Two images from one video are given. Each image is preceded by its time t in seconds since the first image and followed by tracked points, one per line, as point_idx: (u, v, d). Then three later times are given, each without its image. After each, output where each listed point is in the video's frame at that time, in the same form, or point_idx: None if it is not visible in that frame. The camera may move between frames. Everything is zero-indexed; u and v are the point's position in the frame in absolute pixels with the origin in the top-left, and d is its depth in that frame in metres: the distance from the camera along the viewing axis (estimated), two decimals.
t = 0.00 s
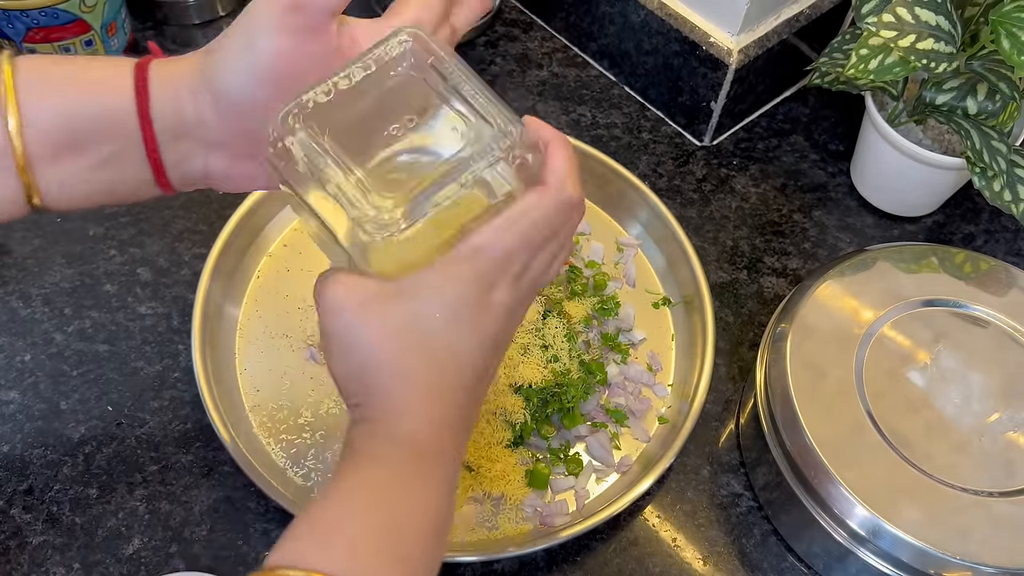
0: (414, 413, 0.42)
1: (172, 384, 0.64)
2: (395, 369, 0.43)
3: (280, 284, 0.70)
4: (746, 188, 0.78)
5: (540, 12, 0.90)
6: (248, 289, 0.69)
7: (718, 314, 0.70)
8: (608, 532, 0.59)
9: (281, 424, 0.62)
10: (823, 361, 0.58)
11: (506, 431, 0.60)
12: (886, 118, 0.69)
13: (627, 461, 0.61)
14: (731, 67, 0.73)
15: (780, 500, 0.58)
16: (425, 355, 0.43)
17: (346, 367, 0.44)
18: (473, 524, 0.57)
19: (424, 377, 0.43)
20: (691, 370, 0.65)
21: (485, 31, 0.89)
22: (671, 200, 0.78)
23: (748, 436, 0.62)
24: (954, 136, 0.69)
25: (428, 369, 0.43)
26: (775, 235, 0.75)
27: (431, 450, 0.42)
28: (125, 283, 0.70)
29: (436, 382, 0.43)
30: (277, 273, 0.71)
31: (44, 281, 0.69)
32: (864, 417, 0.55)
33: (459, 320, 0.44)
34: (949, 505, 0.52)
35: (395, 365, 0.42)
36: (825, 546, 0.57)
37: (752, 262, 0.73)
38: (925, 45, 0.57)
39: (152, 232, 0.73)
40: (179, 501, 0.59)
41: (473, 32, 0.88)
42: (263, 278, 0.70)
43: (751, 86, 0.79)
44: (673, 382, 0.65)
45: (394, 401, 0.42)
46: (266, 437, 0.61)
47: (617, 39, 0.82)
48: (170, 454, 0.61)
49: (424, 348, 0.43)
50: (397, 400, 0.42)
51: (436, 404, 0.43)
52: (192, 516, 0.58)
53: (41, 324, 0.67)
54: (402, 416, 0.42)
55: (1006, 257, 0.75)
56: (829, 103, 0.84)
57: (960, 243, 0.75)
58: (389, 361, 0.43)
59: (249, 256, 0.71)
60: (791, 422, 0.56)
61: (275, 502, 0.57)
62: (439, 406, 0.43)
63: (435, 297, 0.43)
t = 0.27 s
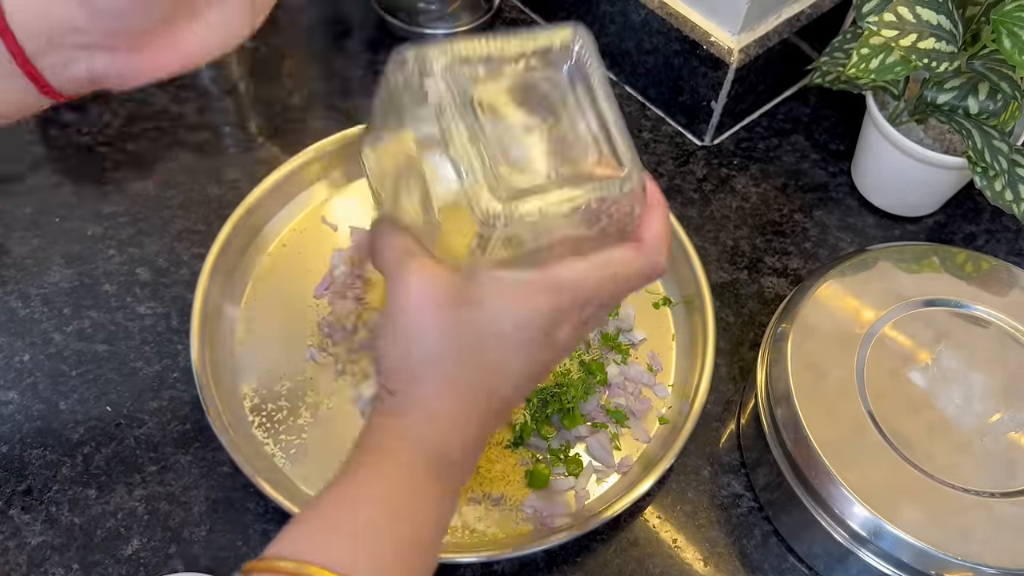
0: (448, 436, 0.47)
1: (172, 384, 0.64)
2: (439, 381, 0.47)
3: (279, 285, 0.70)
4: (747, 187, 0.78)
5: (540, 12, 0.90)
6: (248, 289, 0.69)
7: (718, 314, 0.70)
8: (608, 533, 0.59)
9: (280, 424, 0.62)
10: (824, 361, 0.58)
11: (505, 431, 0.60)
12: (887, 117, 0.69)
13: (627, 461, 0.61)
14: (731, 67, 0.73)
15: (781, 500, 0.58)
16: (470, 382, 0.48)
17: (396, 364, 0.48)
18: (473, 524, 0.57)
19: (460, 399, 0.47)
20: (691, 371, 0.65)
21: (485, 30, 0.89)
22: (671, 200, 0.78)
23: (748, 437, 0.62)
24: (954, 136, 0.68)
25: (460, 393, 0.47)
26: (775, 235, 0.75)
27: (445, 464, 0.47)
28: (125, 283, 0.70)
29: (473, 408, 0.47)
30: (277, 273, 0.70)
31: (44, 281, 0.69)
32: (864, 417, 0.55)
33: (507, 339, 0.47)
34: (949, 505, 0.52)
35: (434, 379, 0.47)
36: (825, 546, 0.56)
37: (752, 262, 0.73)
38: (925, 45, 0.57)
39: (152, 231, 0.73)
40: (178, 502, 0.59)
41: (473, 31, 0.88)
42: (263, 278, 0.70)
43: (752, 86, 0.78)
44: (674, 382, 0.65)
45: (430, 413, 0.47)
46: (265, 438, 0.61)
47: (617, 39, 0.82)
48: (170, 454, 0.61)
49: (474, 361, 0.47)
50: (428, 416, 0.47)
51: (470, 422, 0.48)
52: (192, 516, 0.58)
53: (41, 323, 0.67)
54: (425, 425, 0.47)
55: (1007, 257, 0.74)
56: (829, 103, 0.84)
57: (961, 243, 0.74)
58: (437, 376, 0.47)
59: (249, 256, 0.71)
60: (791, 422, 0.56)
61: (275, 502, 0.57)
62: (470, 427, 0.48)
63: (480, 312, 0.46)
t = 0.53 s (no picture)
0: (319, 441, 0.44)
1: (172, 384, 0.64)
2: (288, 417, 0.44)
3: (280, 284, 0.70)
4: (746, 188, 0.78)
5: (540, 12, 0.90)
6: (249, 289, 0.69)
7: (718, 314, 0.70)
8: (608, 532, 0.59)
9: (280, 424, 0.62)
10: (824, 361, 0.58)
11: (505, 431, 0.60)
12: (887, 118, 0.69)
13: (627, 461, 0.61)
14: (731, 67, 0.73)
15: (781, 500, 0.58)
16: (296, 411, 0.45)
17: (288, 394, 0.45)
18: (473, 523, 0.57)
19: (316, 413, 0.45)
20: (691, 371, 0.65)
21: (485, 31, 0.89)
22: (671, 200, 0.78)
23: (748, 436, 0.62)
24: (954, 136, 0.69)
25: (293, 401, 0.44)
26: (775, 234, 0.75)
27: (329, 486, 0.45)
28: (125, 283, 0.70)
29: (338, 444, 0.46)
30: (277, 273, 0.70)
31: (44, 281, 0.69)
32: (864, 417, 0.55)
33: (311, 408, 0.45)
34: (949, 505, 0.52)
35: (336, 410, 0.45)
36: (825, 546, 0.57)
37: (752, 261, 0.73)
38: (925, 45, 0.57)
39: (152, 232, 0.73)
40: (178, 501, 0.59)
41: (473, 31, 0.88)
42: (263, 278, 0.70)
43: (751, 86, 0.79)
44: (673, 382, 0.65)
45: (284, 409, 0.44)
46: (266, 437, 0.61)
47: (617, 39, 0.82)
48: (170, 454, 0.61)
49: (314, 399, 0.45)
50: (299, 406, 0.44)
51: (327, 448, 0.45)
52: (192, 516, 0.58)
53: (41, 324, 0.67)
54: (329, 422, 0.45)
55: (1007, 257, 0.74)
56: (829, 103, 0.84)
57: (961, 243, 0.74)
58: (326, 395, 0.45)
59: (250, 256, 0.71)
60: (791, 422, 0.56)
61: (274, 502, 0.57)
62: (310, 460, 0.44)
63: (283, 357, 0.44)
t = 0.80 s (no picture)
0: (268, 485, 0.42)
1: (173, 384, 0.64)
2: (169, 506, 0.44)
3: (281, 284, 0.70)
4: (746, 188, 0.79)
5: (540, 13, 0.90)
6: (249, 290, 0.69)
7: (718, 314, 0.70)
8: (608, 531, 0.59)
9: (281, 423, 0.62)
10: (823, 361, 0.58)
11: (505, 431, 0.60)
12: (886, 119, 0.69)
13: (627, 460, 0.61)
14: (730, 67, 0.73)
15: (780, 499, 0.58)
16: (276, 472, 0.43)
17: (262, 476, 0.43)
18: (473, 522, 0.57)
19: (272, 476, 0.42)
20: (691, 371, 0.65)
21: (485, 31, 0.90)
22: (671, 200, 0.78)
23: (748, 436, 0.62)
24: (953, 136, 0.69)
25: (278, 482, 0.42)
26: (774, 235, 0.75)
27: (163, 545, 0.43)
28: (126, 283, 0.70)
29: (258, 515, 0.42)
30: (278, 273, 0.71)
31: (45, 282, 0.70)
32: (864, 417, 0.55)
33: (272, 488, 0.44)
34: (949, 505, 0.52)
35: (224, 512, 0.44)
36: (825, 545, 0.57)
37: (752, 261, 0.73)
38: (924, 45, 0.57)
39: (153, 232, 0.73)
40: (179, 501, 0.59)
41: (474, 32, 0.88)
42: (264, 279, 0.70)
43: (751, 86, 0.79)
44: (673, 382, 0.65)
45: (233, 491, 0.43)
46: (267, 437, 0.61)
47: (617, 39, 0.83)
48: (171, 453, 0.61)
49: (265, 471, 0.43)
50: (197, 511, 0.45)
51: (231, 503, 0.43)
52: (193, 515, 0.58)
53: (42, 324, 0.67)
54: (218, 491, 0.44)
55: (1006, 257, 0.75)
56: (828, 103, 0.84)
57: (959, 243, 0.75)
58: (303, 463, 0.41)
59: (251, 256, 0.71)
60: (791, 421, 0.56)
61: (275, 501, 0.57)
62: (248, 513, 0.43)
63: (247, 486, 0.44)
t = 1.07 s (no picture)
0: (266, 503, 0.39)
1: (173, 384, 0.64)
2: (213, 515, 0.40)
3: (281, 284, 0.70)
4: (746, 188, 0.79)
5: (540, 13, 0.91)
6: (249, 289, 0.69)
7: (718, 314, 0.70)
8: (608, 531, 0.59)
9: (281, 423, 0.62)
10: (823, 361, 0.58)
11: (505, 430, 0.60)
12: (886, 118, 0.69)
13: (627, 460, 0.61)
14: (730, 67, 0.73)
15: (780, 500, 0.58)
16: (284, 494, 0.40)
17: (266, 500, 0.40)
18: (473, 522, 0.57)
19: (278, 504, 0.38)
20: (691, 371, 0.65)
21: (485, 31, 0.90)
22: (671, 200, 0.78)
23: (748, 436, 0.62)
24: (954, 137, 0.70)
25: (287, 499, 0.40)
26: (774, 235, 0.75)
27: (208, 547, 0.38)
28: (126, 283, 0.70)
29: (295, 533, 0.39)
30: (278, 273, 0.71)
31: (45, 282, 0.70)
32: (864, 417, 0.55)
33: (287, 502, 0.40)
34: (949, 505, 0.52)
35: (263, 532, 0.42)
36: (825, 545, 0.57)
37: (751, 261, 0.73)
38: (924, 45, 0.57)
39: (153, 232, 0.73)
40: (179, 501, 0.59)
41: (474, 32, 0.88)
42: (264, 279, 0.70)
43: (751, 86, 0.79)
44: (673, 382, 0.65)
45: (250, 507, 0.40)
46: (267, 437, 0.61)
47: (617, 40, 0.83)
48: (171, 453, 0.61)
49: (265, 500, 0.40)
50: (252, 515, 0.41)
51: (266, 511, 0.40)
52: (193, 515, 0.58)
53: (42, 324, 0.67)
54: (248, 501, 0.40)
55: (1005, 257, 0.75)
56: (828, 103, 0.85)
57: (959, 243, 0.75)
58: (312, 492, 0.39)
59: (251, 257, 0.71)
60: (790, 421, 0.56)
61: (275, 501, 0.57)
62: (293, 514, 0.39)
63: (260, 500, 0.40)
